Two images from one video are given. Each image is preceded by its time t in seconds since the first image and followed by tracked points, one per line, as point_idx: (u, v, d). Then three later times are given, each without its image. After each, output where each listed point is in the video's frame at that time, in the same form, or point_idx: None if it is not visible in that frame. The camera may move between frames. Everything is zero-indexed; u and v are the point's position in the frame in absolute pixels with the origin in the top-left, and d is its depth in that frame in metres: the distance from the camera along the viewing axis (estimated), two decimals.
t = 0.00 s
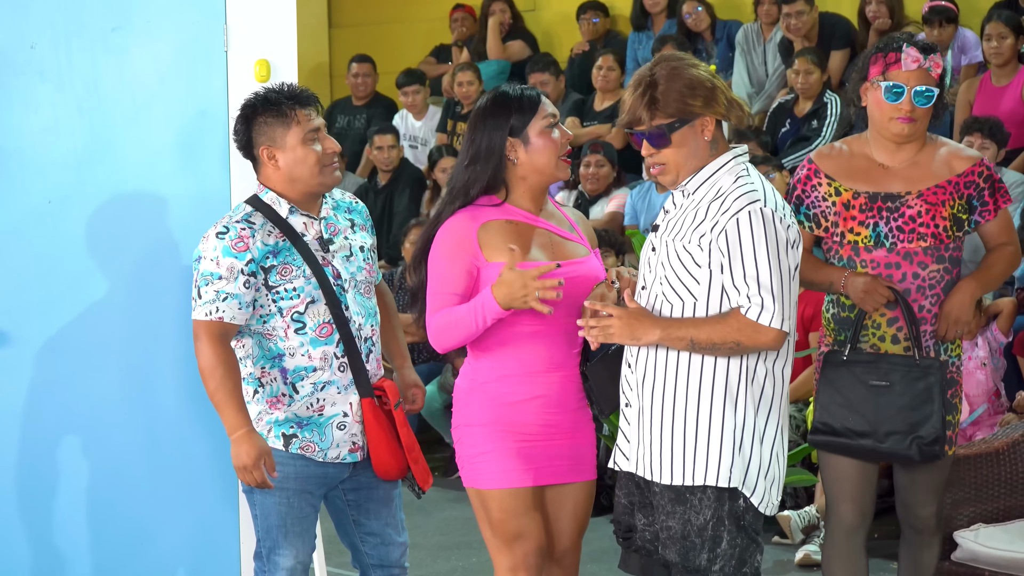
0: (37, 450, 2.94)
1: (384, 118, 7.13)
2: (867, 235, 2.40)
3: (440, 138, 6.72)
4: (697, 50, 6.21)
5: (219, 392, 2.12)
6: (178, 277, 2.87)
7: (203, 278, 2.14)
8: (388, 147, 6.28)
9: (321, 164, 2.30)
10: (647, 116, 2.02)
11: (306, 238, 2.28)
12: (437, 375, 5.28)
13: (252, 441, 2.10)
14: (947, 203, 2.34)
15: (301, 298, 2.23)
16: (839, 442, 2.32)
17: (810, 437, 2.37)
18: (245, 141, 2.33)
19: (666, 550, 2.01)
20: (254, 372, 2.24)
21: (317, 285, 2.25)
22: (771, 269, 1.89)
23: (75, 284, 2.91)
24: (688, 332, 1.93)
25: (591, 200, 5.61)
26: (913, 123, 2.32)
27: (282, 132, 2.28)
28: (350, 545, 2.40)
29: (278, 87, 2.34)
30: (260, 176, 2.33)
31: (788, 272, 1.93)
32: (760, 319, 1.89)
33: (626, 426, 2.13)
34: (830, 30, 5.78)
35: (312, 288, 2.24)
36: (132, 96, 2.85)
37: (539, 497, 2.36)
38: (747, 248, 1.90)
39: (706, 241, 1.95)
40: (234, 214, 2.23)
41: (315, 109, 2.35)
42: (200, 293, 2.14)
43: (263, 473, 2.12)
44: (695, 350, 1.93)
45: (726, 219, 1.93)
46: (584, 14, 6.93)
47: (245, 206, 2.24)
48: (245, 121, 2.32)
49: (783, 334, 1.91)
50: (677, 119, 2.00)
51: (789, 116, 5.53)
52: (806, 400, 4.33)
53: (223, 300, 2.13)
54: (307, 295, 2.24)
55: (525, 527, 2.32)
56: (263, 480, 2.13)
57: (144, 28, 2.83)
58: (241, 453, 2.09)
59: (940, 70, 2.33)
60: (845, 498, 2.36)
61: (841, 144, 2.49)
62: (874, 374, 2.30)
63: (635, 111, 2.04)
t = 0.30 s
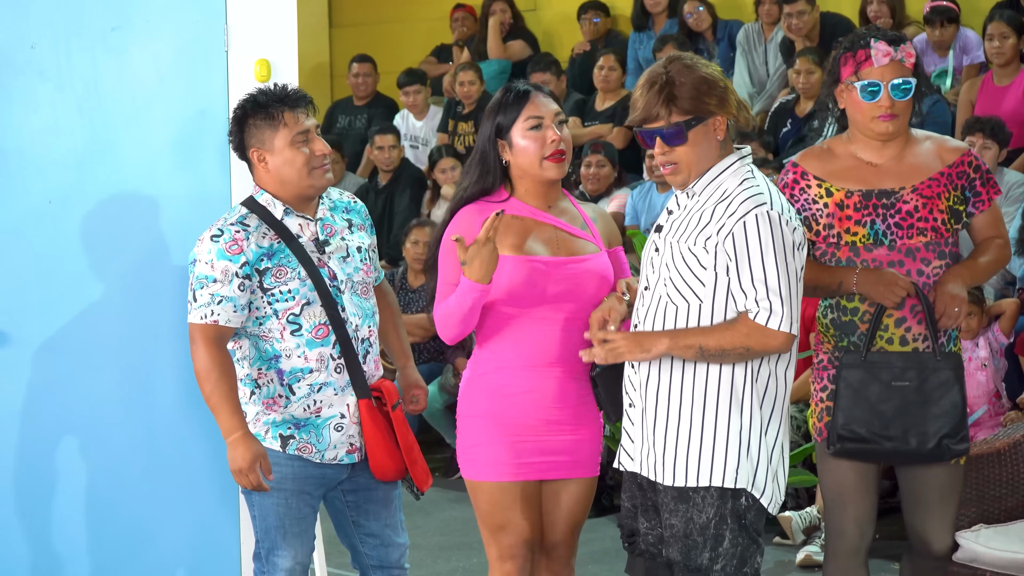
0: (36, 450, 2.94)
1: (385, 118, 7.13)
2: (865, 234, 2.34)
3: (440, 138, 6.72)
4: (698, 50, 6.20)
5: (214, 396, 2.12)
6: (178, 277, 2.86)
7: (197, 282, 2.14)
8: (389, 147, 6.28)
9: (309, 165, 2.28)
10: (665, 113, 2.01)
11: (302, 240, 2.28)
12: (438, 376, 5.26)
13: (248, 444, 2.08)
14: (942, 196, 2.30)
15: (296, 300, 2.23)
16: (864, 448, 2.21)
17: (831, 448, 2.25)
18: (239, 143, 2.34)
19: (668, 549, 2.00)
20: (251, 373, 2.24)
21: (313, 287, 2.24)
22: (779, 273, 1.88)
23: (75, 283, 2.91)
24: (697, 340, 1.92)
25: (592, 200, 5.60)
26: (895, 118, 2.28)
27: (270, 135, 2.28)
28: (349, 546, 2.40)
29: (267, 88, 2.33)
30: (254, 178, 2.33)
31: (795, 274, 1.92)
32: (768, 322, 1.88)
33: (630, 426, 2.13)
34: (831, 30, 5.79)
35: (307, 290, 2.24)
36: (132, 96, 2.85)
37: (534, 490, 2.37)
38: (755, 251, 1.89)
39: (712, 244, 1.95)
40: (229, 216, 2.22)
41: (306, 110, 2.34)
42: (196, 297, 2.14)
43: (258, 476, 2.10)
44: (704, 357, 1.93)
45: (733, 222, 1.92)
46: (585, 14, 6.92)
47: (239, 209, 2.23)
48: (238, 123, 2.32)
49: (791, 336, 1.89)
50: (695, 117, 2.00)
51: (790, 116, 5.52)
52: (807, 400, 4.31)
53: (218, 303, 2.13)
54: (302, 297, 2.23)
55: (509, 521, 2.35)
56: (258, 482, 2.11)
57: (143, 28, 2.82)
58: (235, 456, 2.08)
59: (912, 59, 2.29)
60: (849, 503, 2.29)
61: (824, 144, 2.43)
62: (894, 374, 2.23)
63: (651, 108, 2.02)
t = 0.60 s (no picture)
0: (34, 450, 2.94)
1: (386, 118, 7.12)
2: (875, 232, 2.27)
3: (440, 138, 6.72)
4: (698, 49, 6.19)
5: (209, 398, 2.12)
6: (177, 277, 2.86)
7: (193, 283, 2.14)
8: (390, 146, 6.27)
9: (297, 166, 2.27)
10: (712, 89, 2.03)
11: (297, 242, 2.28)
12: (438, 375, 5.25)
13: (241, 447, 2.09)
14: (951, 193, 2.27)
15: (292, 301, 2.23)
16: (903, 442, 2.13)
17: (870, 450, 2.17)
18: (234, 142, 2.35)
19: (671, 549, 2.00)
20: (247, 374, 2.24)
21: (308, 288, 2.24)
22: (791, 271, 1.89)
23: (74, 283, 2.90)
24: (709, 343, 1.92)
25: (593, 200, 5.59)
26: (891, 106, 2.24)
27: (259, 136, 2.28)
28: (349, 546, 2.40)
29: (256, 88, 2.32)
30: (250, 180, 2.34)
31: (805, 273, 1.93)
32: (782, 322, 1.88)
33: (638, 427, 2.11)
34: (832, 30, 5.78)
35: (302, 292, 2.24)
36: (132, 95, 2.84)
37: (525, 485, 2.38)
38: (767, 249, 1.89)
39: (721, 243, 1.94)
40: (224, 218, 2.22)
41: (299, 109, 2.33)
42: (191, 299, 2.15)
43: (250, 480, 2.11)
44: (717, 360, 1.92)
45: (743, 220, 1.92)
46: (585, 14, 6.92)
47: (234, 210, 2.23)
48: (234, 124, 2.32)
49: (805, 336, 1.90)
50: (727, 98, 2.02)
51: (791, 116, 5.51)
52: (808, 400, 4.31)
53: (213, 305, 2.14)
54: (298, 298, 2.23)
55: (490, 515, 2.34)
56: (250, 486, 2.12)
57: (144, 27, 2.82)
58: (228, 458, 2.08)
59: (905, 43, 2.26)
60: (850, 507, 2.23)
61: (827, 137, 2.37)
62: (922, 363, 2.15)
63: (694, 83, 2.02)
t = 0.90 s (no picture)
0: (32, 450, 2.93)
1: (386, 118, 7.12)
2: (893, 258, 2.22)
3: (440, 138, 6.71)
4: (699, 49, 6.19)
5: (206, 398, 2.11)
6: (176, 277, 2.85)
7: (187, 283, 2.14)
8: (391, 146, 6.27)
9: (280, 168, 2.26)
10: (741, 84, 2.03)
11: (292, 242, 2.26)
12: (438, 376, 5.25)
13: (240, 444, 2.08)
14: (980, 219, 2.18)
15: (285, 302, 2.22)
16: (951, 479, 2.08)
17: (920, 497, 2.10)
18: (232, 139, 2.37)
19: (687, 551, 2.00)
20: (242, 375, 2.23)
21: (301, 288, 2.23)
22: (808, 272, 1.88)
23: (73, 282, 2.90)
24: (725, 340, 1.90)
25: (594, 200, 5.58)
26: (901, 122, 2.19)
27: (247, 138, 2.29)
28: (350, 548, 2.39)
29: (248, 90, 2.32)
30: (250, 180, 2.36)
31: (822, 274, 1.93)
32: (798, 323, 1.88)
33: (650, 429, 2.08)
34: (833, 31, 5.79)
35: (295, 292, 2.23)
36: (132, 95, 2.84)
37: (520, 483, 2.39)
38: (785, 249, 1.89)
39: (741, 242, 1.94)
40: (218, 218, 2.22)
41: (292, 108, 2.32)
42: (186, 299, 2.15)
43: (250, 477, 2.10)
44: (733, 359, 1.90)
45: (762, 220, 1.91)
46: (585, 14, 6.92)
47: (229, 210, 2.23)
48: (232, 127, 2.33)
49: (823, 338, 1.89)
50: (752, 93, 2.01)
51: (792, 116, 5.51)
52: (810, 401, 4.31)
53: (208, 305, 2.13)
54: (291, 299, 2.23)
55: (481, 513, 2.36)
56: (250, 483, 2.11)
57: (144, 27, 2.82)
58: (227, 456, 2.07)
59: (923, 58, 2.20)
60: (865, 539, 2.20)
61: (856, 153, 2.31)
62: (952, 394, 2.13)
63: (721, 76, 2.02)
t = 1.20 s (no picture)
0: (30, 450, 2.93)
1: (386, 118, 7.12)
2: (914, 272, 2.05)
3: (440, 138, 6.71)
4: (699, 49, 6.19)
5: (188, 394, 2.17)
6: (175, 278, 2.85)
7: (176, 280, 2.17)
8: (391, 147, 6.27)
9: (261, 170, 2.26)
10: (756, 83, 2.02)
11: (282, 242, 2.27)
12: (438, 376, 5.21)
13: (218, 441, 2.13)
14: (1011, 229, 1.97)
15: (272, 300, 2.22)
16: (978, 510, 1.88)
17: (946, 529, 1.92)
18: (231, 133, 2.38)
19: (698, 555, 1.99)
20: (234, 375, 2.24)
21: (289, 288, 2.23)
22: (832, 272, 1.90)
23: (72, 282, 2.89)
24: (753, 346, 1.89)
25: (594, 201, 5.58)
26: (919, 129, 2.01)
27: (236, 137, 2.29)
28: (350, 550, 2.39)
29: (243, 90, 2.31)
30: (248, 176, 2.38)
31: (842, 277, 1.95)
32: (826, 324, 1.90)
33: (659, 434, 2.05)
34: (834, 30, 5.78)
35: (283, 291, 2.23)
36: (131, 94, 2.83)
37: (512, 487, 2.39)
38: (810, 250, 1.91)
39: (762, 244, 1.93)
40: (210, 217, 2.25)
41: (286, 108, 2.30)
42: (175, 296, 2.18)
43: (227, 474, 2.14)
44: (761, 364, 1.90)
45: (783, 223, 1.92)
46: (586, 14, 6.92)
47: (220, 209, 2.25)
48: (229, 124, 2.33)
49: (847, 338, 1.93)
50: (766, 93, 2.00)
51: (792, 116, 5.49)
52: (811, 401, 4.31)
53: (195, 302, 2.16)
54: (278, 297, 2.22)
55: (475, 516, 2.38)
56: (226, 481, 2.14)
57: (143, 27, 2.81)
58: (206, 454, 2.12)
59: (938, 59, 1.99)
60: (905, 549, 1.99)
61: (881, 153, 2.14)
62: (981, 420, 1.90)
63: (737, 74, 2.01)
